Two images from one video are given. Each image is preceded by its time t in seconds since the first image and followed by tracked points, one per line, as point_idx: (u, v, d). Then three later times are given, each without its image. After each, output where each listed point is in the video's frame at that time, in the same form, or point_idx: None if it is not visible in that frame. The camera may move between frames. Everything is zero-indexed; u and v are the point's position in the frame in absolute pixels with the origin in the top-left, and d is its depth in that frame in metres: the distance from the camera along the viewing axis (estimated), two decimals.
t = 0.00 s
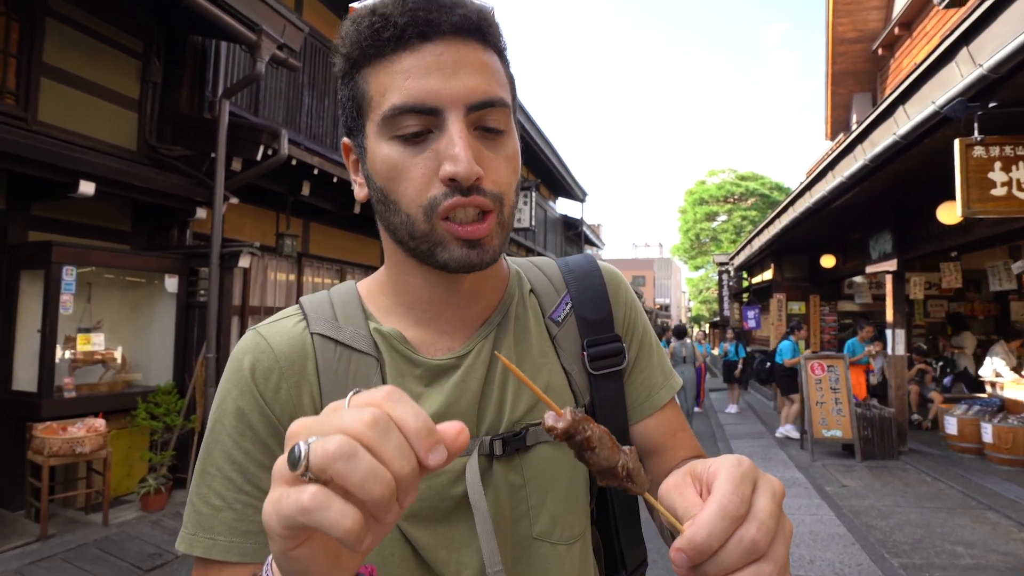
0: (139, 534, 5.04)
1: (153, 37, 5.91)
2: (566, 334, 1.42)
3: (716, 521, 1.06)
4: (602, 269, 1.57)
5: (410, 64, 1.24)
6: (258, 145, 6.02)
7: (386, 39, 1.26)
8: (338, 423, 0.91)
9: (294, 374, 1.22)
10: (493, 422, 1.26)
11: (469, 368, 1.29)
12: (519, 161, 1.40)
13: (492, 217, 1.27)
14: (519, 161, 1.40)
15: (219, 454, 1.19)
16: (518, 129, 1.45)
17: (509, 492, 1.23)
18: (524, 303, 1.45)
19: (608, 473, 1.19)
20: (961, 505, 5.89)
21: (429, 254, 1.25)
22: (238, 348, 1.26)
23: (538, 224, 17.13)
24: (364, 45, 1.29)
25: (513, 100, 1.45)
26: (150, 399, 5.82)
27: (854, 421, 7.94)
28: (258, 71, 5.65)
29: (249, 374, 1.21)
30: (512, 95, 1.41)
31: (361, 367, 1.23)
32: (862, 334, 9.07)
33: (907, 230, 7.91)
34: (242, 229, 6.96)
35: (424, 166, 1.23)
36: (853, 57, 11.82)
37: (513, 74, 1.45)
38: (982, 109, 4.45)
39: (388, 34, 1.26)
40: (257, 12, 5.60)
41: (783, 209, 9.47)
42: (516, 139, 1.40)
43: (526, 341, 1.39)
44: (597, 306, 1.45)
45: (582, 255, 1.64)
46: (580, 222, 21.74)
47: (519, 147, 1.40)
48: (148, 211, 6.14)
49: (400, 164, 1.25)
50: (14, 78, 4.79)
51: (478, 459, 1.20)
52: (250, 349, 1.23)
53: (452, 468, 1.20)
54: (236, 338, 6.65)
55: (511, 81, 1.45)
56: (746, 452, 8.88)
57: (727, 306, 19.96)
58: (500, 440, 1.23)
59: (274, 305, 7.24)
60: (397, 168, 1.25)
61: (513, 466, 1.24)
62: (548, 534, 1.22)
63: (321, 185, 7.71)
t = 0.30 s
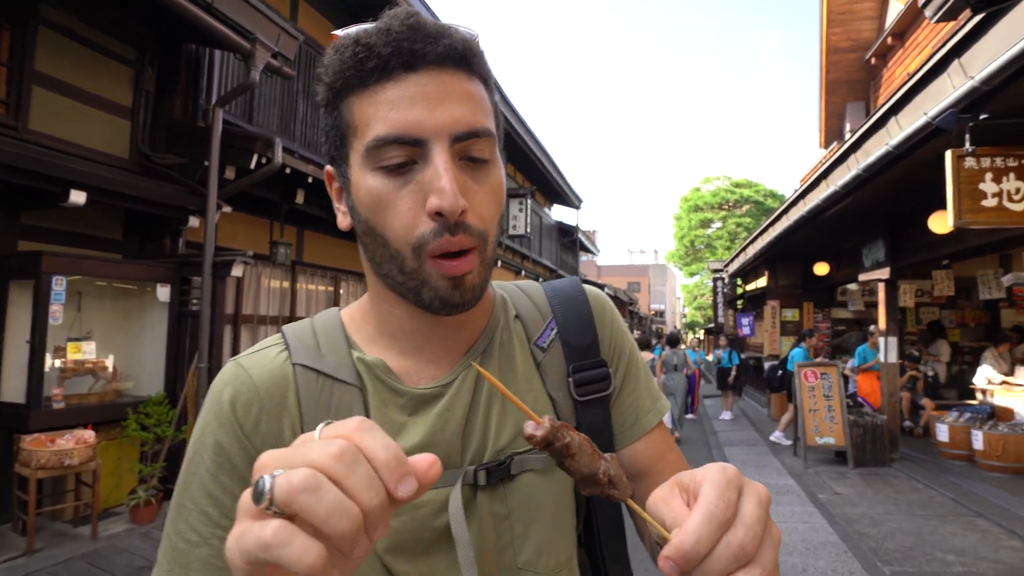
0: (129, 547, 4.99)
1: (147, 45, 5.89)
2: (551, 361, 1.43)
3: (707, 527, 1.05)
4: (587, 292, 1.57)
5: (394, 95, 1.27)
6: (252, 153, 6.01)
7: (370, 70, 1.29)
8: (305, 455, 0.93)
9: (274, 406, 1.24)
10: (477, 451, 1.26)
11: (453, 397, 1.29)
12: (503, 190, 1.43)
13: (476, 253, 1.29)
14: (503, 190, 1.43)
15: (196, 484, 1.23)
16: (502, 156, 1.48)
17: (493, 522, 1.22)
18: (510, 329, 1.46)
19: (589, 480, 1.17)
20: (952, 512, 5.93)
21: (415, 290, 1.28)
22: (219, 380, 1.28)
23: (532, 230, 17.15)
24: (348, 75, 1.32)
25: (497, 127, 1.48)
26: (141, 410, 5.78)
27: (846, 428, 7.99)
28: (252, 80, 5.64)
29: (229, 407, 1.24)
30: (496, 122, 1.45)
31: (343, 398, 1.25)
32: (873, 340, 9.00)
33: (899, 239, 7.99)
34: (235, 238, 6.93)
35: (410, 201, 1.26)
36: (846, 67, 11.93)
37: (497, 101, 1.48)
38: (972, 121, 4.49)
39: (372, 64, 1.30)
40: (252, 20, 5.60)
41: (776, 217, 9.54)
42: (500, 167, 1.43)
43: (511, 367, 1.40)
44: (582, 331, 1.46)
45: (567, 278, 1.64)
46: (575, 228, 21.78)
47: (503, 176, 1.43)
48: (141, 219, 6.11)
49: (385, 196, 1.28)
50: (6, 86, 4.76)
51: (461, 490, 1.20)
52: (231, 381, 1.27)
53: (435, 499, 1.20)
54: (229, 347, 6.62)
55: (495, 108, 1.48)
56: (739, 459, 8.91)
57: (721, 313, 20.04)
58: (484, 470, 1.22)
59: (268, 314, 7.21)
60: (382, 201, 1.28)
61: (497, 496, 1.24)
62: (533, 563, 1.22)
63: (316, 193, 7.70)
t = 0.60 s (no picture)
0: (127, 548, 4.98)
1: (148, 46, 5.89)
2: (542, 382, 1.45)
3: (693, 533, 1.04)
4: (579, 312, 1.61)
5: (388, 120, 1.27)
6: (252, 155, 6.01)
7: (365, 96, 1.30)
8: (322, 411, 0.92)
9: (269, 426, 1.26)
10: (470, 472, 1.26)
11: (445, 419, 1.31)
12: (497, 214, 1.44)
13: (471, 271, 1.29)
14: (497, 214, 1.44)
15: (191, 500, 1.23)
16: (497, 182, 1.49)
17: (485, 544, 1.22)
18: (501, 350, 1.49)
19: (567, 494, 1.17)
20: (952, 521, 5.91)
21: (410, 309, 1.27)
22: (214, 399, 1.31)
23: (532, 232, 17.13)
24: (343, 101, 1.33)
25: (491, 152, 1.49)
26: (140, 411, 5.78)
27: (846, 434, 7.96)
28: (252, 82, 5.65)
29: (223, 426, 1.26)
30: (490, 146, 1.46)
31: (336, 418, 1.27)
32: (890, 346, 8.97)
33: (898, 245, 7.96)
34: (236, 239, 6.94)
35: (404, 224, 1.26)
36: (846, 71, 11.91)
37: (491, 127, 1.49)
38: (973, 129, 4.47)
39: (367, 90, 1.30)
40: (252, 23, 5.60)
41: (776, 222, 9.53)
42: (494, 190, 1.43)
43: (503, 388, 1.42)
44: (574, 352, 1.48)
45: (560, 299, 1.68)
46: (574, 231, 21.75)
47: (497, 201, 1.44)
48: (140, 220, 6.10)
49: (379, 220, 1.28)
50: (6, 87, 4.75)
51: (452, 513, 1.19)
52: (226, 400, 1.29)
53: (427, 521, 1.19)
54: (228, 348, 6.62)
55: (489, 134, 1.49)
56: (738, 464, 8.90)
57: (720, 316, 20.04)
58: (476, 493, 1.22)
59: (268, 315, 7.22)
60: (376, 224, 1.27)
61: (489, 518, 1.24)
62: None
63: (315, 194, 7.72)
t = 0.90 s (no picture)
0: (128, 558, 4.97)
1: (147, 55, 5.91)
2: (535, 398, 1.47)
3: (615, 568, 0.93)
4: (572, 326, 1.63)
5: (377, 138, 1.29)
6: (252, 163, 6.03)
7: (354, 116, 1.31)
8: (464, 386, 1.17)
9: (268, 443, 1.28)
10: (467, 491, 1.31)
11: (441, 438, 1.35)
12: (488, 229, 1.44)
13: (459, 285, 1.28)
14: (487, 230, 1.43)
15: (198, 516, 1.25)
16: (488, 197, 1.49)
17: (480, 563, 1.24)
18: (494, 366, 1.52)
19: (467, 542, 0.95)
20: (955, 521, 5.90)
21: (396, 323, 1.27)
22: (212, 418, 1.33)
23: (533, 236, 17.14)
24: (332, 121, 1.34)
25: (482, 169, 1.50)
26: (141, 420, 5.77)
27: (848, 435, 7.95)
28: (251, 90, 5.67)
29: (223, 444, 1.28)
30: (480, 163, 1.46)
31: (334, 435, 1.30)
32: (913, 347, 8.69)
33: (898, 246, 7.98)
34: (236, 246, 6.94)
35: (390, 238, 1.26)
36: (844, 73, 11.95)
37: (482, 143, 1.50)
38: (971, 131, 4.48)
39: (355, 110, 1.32)
40: (252, 31, 5.61)
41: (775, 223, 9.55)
42: (484, 206, 1.43)
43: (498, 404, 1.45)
44: (568, 368, 1.50)
45: (553, 311, 1.70)
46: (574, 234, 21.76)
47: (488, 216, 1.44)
48: (141, 228, 6.11)
49: (368, 235, 1.28)
50: (6, 97, 4.76)
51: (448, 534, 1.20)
52: (226, 419, 1.31)
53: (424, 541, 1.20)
54: (228, 356, 6.61)
55: (480, 150, 1.50)
56: (740, 466, 8.89)
57: (722, 318, 20.03)
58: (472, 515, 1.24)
59: (269, 322, 7.21)
60: (363, 239, 1.28)
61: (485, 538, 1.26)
62: None
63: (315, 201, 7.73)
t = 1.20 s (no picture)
0: (133, 562, 4.97)
1: (153, 61, 5.96)
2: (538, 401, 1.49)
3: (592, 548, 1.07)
4: (575, 329, 1.64)
5: (383, 146, 1.30)
6: (256, 168, 6.07)
7: (360, 123, 1.32)
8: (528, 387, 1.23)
9: (278, 445, 1.30)
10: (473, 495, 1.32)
11: (446, 441, 1.36)
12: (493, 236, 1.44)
13: (463, 294, 1.30)
14: (493, 237, 1.44)
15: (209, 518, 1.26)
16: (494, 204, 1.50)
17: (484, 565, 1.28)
18: (498, 370, 1.54)
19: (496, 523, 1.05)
20: (961, 527, 5.86)
21: (401, 331, 1.29)
22: (221, 420, 1.34)
23: (537, 240, 17.15)
24: (339, 127, 1.35)
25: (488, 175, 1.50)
26: (146, 423, 5.79)
27: (853, 440, 7.92)
28: (256, 95, 5.71)
29: (234, 446, 1.29)
30: (486, 169, 1.47)
31: (342, 437, 1.32)
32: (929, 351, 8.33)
33: (903, 250, 7.96)
34: (240, 250, 6.97)
35: (396, 247, 1.28)
36: (848, 77, 11.94)
37: (487, 149, 1.50)
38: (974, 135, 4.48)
39: (361, 117, 1.32)
40: (256, 36, 5.65)
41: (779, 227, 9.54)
42: (490, 213, 1.44)
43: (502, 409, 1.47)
44: (572, 371, 1.49)
45: (556, 315, 1.71)
46: (578, 238, 21.76)
47: (493, 223, 1.44)
48: (146, 233, 6.14)
49: (374, 243, 1.30)
50: (14, 103, 4.81)
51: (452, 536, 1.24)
52: (236, 421, 1.32)
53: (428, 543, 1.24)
54: (232, 359, 6.62)
55: (486, 156, 1.50)
56: (744, 471, 8.85)
57: (726, 323, 19.97)
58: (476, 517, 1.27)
59: (273, 326, 7.23)
60: (370, 248, 1.30)
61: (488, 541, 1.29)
62: None
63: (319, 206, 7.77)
